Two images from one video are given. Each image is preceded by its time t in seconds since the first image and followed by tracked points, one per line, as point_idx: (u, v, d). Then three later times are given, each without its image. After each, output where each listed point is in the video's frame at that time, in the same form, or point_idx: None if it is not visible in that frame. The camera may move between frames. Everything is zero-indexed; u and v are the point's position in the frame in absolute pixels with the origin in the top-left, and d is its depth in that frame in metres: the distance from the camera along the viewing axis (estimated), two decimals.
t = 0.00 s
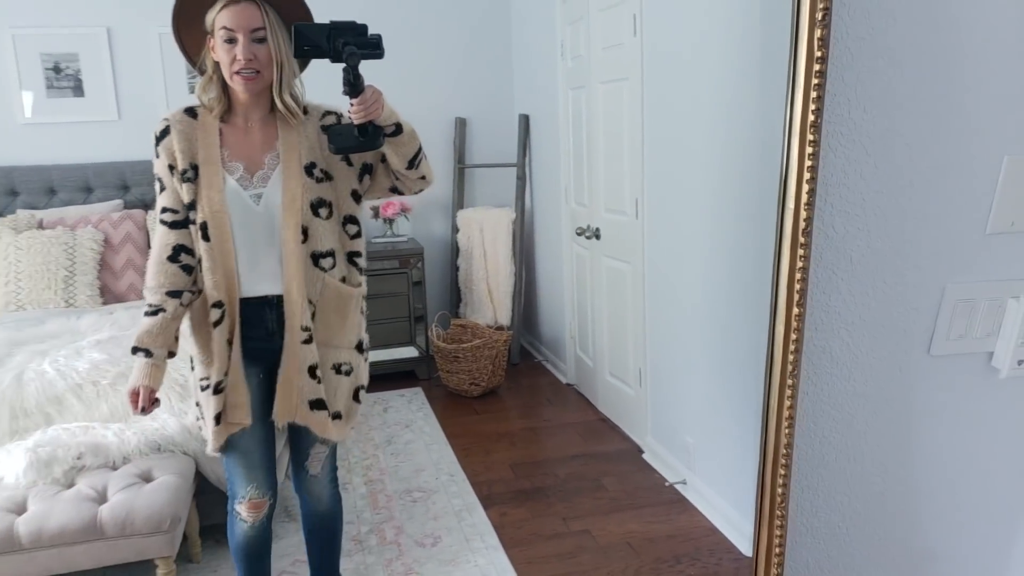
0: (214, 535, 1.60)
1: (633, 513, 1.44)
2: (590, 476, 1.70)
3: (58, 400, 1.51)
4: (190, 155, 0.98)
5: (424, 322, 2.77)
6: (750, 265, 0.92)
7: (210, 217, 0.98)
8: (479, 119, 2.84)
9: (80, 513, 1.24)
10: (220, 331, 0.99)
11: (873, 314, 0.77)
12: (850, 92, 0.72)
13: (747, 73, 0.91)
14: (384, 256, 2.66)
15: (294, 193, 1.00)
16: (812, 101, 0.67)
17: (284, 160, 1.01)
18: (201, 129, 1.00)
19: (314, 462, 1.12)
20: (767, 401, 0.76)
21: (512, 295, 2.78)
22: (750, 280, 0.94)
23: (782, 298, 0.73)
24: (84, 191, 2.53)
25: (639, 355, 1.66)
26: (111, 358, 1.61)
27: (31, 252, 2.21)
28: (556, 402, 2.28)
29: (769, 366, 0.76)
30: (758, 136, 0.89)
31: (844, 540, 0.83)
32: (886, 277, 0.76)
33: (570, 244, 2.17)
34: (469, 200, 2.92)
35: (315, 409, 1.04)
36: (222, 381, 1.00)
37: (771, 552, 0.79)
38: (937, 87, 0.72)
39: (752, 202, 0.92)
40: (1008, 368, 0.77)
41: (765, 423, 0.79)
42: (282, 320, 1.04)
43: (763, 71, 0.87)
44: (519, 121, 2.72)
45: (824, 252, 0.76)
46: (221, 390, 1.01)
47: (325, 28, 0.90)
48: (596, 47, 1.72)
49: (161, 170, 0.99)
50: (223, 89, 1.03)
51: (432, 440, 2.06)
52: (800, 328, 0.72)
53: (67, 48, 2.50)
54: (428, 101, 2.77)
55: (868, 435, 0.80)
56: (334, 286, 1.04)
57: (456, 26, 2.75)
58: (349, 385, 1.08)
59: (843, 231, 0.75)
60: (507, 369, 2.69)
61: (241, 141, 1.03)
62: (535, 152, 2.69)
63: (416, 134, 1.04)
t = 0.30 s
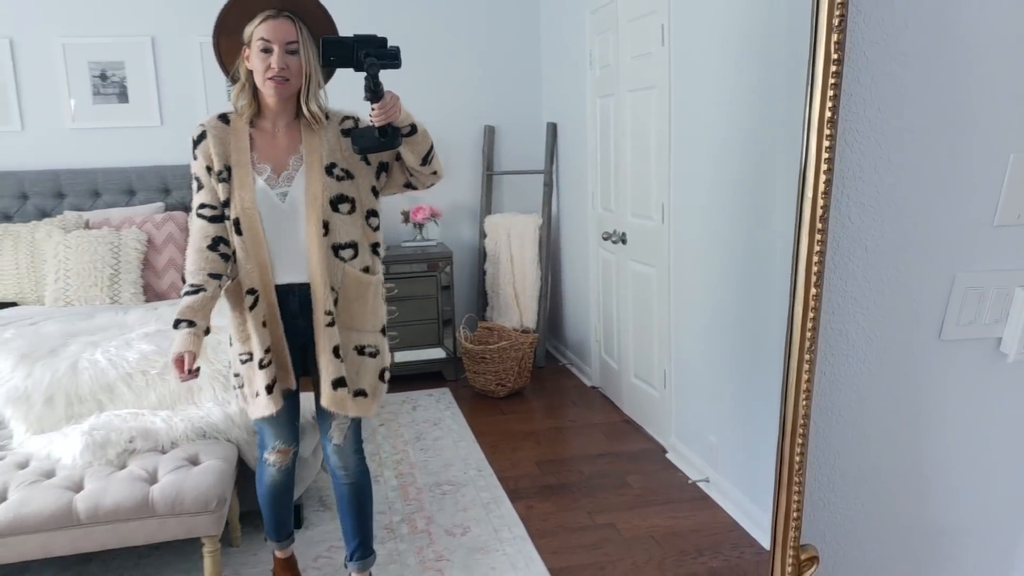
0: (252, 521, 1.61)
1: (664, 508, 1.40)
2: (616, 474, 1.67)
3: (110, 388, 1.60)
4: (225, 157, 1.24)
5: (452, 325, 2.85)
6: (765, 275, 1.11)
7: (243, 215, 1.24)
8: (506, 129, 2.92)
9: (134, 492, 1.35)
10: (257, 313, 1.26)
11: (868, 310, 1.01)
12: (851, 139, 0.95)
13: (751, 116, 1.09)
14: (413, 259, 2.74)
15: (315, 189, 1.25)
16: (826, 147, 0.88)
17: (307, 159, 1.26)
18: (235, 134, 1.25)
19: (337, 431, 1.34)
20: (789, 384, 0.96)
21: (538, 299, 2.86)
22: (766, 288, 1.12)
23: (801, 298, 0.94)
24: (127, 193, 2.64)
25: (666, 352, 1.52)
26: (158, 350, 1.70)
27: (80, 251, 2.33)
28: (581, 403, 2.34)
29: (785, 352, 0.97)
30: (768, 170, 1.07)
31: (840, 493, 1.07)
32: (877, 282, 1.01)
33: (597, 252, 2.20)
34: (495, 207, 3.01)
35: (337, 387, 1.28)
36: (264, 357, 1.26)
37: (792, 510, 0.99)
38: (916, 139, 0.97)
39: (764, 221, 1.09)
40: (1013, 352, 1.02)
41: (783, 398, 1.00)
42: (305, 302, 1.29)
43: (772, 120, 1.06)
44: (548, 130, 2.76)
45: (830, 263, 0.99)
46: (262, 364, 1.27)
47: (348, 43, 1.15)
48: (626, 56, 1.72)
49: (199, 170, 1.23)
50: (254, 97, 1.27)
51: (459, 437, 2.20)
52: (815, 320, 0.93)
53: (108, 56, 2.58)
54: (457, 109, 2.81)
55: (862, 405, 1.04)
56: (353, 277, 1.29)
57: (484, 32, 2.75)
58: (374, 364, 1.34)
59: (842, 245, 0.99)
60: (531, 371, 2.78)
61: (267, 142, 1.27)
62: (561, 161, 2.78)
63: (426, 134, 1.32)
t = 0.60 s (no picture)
0: (285, 505, 1.72)
1: (677, 500, 1.49)
2: (636, 467, 1.77)
3: (153, 373, 1.68)
4: (258, 151, 1.32)
5: (476, 324, 2.91)
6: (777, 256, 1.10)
7: (275, 203, 1.32)
8: (530, 132, 2.95)
9: (178, 471, 1.41)
10: (284, 294, 1.33)
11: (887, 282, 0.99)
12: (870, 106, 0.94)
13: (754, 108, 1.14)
14: (439, 259, 2.80)
15: (341, 180, 1.34)
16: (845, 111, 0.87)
17: (333, 153, 1.35)
18: (267, 129, 1.33)
19: (357, 403, 1.42)
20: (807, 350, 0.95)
21: (560, 300, 2.89)
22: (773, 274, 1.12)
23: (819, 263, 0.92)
24: (162, 192, 2.62)
25: (687, 350, 1.54)
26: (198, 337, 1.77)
27: (121, 245, 2.33)
28: (602, 400, 2.40)
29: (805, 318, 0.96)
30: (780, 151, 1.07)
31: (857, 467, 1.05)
32: (897, 253, 0.99)
33: (619, 253, 2.24)
34: (520, 209, 3.03)
35: (356, 359, 1.37)
36: (288, 335, 1.33)
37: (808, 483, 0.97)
38: (935, 108, 0.95)
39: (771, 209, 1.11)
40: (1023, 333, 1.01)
41: (801, 365, 0.98)
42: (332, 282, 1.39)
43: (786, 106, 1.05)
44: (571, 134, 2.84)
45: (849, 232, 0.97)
46: (286, 342, 1.34)
47: (368, 49, 1.26)
48: (649, 61, 1.76)
49: (232, 163, 1.32)
50: (284, 95, 1.36)
51: (484, 429, 2.27)
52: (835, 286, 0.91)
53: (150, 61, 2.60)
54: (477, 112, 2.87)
55: (883, 379, 1.02)
56: (374, 258, 1.38)
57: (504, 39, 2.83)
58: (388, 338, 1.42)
59: (862, 214, 0.97)
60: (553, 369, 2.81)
61: (297, 138, 1.36)
62: (585, 163, 2.83)
63: (440, 130, 1.43)
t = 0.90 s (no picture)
0: (308, 493, 1.77)
1: (693, 495, 1.52)
2: (651, 462, 1.82)
3: (181, 361, 1.71)
4: (288, 147, 1.38)
5: (495, 323, 2.94)
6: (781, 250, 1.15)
7: (302, 196, 1.37)
8: (551, 133, 2.98)
9: (204, 455, 1.45)
10: (305, 283, 1.37)
11: (886, 275, 1.08)
12: (870, 113, 1.03)
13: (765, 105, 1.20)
14: (459, 257, 2.83)
15: (366, 175, 1.40)
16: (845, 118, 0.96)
17: (359, 150, 1.40)
18: (298, 127, 1.39)
19: (378, 381, 1.50)
20: (809, 338, 1.03)
21: (579, 299, 2.92)
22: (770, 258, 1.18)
23: (820, 259, 1.00)
24: (190, 189, 2.69)
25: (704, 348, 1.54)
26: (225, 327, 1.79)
27: (151, 240, 2.37)
28: (619, 398, 2.43)
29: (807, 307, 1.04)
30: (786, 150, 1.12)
31: (859, 449, 1.13)
32: (897, 249, 1.07)
33: (638, 251, 2.25)
34: (541, 209, 3.05)
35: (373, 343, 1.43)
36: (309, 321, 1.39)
37: (810, 462, 1.06)
38: (932, 114, 1.04)
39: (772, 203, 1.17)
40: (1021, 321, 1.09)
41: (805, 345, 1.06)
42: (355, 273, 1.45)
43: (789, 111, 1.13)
44: (592, 134, 2.84)
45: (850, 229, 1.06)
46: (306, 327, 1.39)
47: (392, 55, 1.31)
48: (670, 63, 1.78)
49: (264, 159, 1.38)
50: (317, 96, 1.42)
51: (501, 424, 2.31)
52: (834, 277, 0.99)
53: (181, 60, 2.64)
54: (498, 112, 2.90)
55: (883, 365, 1.10)
56: (394, 250, 1.45)
57: (525, 41, 2.86)
58: (407, 326, 1.49)
59: (863, 213, 1.06)
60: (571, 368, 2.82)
61: (325, 136, 1.42)
62: (605, 164, 2.84)
63: (458, 132, 1.48)
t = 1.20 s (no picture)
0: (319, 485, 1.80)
1: (699, 490, 1.54)
2: (659, 458, 1.79)
3: (196, 354, 1.74)
4: (304, 144, 1.42)
5: (507, 322, 2.97)
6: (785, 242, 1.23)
7: (318, 190, 1.41)
8: (562, 133, 2.99)
9: (218, 445, 1.48)
10: (324, 273, 1.42)
11: (881, 265, 1.12)
12: (863, 109, 1.07)
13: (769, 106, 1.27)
14: (472, 255, 2.85)
15: (381, 171, 1.44)
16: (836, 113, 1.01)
17: (373, 147, 1.44)
18: (315, 124, 1.43)
19: (392, 370, 1.55)
20: (802, 326, 1.08)
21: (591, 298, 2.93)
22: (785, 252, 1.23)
23: (812, 249, 1.07)
24: (207, 188, 2.75)
25: (711, 343, 1.54)
26: (240, 322, 1.82)
27: (168, 237, 2.39)
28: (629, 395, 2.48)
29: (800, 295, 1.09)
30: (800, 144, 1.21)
31: (853, 433, 1.18)
32: (892, 240, 1.11)
33: (648, 251, 2.19)
34: (552, 208, 3.06)
35: (393, 333, 1.47)
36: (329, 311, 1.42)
37: (803, 443, 1.11)
38: (924, 109, 1.08)
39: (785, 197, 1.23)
40: (1014, 312, 1.12)
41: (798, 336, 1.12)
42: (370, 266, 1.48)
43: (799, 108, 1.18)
44: (604, 134, 2.84)
45: (844, 220, 1.11)
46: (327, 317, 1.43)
47: (408, 56, 1.37)
48: (680, 62, 1.77)
49: (277, 154, 1.42)
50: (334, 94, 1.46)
51: (512, 420, 2.36)
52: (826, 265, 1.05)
53: (195, 57, 2.69)
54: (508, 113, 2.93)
55: (878, 352, 1.15)
56: (409, 243, 1.50)
57: (534, 40, 2.88)
58: (419, 318, 1.52)
59: (856, 206, 1.10)
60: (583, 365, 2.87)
61: (342, 133, 1.46)
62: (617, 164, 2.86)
63: (468, 132, 1.54)
